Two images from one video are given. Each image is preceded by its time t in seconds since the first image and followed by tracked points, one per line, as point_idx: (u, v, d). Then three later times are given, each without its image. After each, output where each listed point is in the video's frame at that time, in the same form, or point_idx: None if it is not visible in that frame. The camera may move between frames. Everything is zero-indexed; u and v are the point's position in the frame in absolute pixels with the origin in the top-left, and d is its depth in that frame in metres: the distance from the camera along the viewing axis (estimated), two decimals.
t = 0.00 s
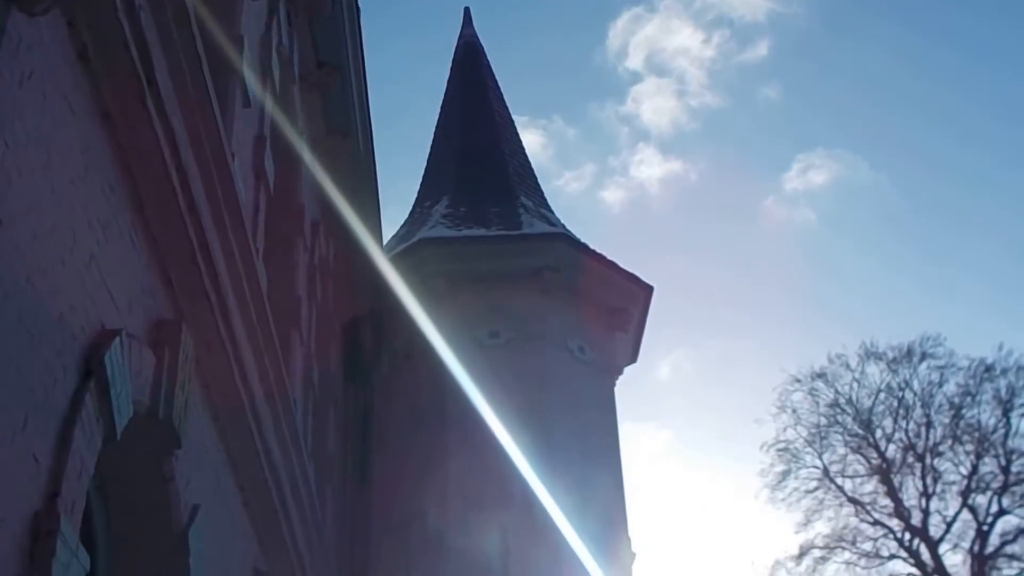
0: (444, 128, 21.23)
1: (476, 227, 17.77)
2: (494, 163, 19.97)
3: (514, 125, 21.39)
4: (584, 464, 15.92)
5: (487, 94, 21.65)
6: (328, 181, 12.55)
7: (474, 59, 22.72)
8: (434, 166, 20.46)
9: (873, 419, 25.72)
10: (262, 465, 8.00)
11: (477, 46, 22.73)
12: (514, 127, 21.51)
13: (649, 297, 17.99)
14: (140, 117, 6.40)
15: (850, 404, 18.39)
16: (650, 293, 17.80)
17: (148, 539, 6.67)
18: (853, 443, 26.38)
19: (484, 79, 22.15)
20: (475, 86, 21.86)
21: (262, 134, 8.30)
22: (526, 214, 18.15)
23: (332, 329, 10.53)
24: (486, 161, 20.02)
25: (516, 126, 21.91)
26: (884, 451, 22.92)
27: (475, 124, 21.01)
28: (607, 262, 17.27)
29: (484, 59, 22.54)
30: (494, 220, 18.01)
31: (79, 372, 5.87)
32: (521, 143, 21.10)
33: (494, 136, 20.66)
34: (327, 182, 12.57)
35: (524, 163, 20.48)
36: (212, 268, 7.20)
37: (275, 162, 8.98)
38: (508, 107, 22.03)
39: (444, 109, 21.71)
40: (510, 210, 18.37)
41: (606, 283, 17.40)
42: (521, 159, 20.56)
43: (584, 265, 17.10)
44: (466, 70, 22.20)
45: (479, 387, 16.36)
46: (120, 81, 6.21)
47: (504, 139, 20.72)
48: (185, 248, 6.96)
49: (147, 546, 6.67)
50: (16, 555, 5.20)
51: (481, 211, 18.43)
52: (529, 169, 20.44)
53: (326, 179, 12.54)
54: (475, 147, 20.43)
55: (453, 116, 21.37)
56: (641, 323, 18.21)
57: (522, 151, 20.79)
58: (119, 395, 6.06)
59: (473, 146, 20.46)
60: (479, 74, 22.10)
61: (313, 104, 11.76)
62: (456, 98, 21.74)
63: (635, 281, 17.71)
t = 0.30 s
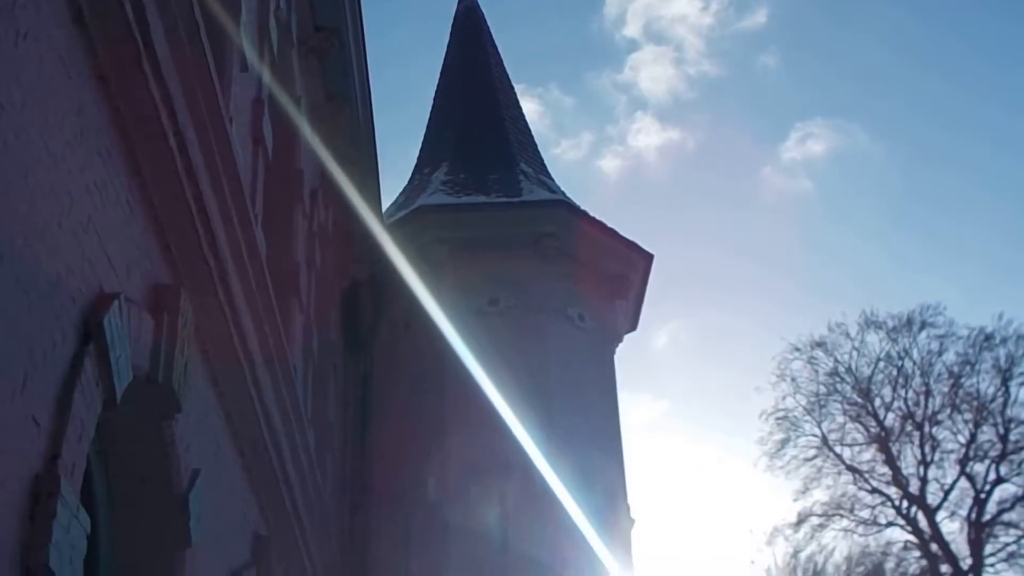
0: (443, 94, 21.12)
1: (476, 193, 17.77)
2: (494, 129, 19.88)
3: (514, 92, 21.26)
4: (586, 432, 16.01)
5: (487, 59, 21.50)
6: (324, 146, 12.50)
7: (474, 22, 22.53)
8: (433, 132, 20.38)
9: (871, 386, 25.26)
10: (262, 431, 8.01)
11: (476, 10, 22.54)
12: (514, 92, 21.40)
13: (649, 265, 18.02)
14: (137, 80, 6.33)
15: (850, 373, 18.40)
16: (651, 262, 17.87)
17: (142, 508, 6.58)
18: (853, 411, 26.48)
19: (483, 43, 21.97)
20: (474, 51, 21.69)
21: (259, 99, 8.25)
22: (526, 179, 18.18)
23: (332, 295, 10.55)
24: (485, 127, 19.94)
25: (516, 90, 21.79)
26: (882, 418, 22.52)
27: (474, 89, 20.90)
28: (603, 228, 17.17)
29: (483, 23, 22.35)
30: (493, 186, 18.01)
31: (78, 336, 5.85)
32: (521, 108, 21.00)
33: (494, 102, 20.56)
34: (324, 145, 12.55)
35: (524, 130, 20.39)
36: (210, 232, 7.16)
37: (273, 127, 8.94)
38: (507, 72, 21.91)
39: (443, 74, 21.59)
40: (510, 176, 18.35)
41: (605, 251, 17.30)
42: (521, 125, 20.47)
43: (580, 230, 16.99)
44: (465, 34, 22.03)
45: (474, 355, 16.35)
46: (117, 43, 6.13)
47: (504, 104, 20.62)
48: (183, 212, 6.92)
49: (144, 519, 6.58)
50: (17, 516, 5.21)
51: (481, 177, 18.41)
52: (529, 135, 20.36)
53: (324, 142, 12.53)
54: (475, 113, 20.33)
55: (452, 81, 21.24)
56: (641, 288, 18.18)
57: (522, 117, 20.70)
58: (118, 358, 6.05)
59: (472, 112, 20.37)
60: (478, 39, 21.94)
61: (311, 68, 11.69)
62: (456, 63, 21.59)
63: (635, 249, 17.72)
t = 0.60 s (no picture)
0: (439, 58, 21.02)
1: (472, 158, 17.76)
2: (491, 94, 19.83)
3: (511, 56, 21.17)
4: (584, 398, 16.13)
5: (483, 23, 21.38)
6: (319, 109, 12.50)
7: None
8: (429, 97, 20.31)
9: (866, 353, 24.33)
10: (259, 393, 8.07)
11: None
12: (510, 57, 21.30)
13: (645, 231, 18.03)
14: (132, 43, 6.30)
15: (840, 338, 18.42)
16: (646, 227, 17.88)
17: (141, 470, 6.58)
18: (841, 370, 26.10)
19: (479, 7, 21.83)
20: (470, 15, 21.56)
21: (255, 63, 8.23)
22: (522, 145, 18.19)
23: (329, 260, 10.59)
24: (482, 92, 19.88)
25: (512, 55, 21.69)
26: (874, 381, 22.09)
27: (471, 54, 20.79)
28: (597, 194, 17.25)
29: None
30: (489, 152, 18.01)
31: (75, 298, 5.86)
32: (517, 74, 20.93)
33: (490, 67, 20.47)
34: (320, 108, 12.58)
35: (520, 95, 20.34)
36: (207, 195, 7.17)
37: (269, 91, 8.91)
38: (503, 37, 21.80)
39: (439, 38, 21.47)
40: (506, 142, 18.34)
41: (600, 217, 17.42)
42: (517, 90, 20.41)
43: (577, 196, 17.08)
44: None
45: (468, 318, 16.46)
46: (112, 5, 6.09)
47: (500, 70, 20.54)
48: (180, 175, 6.92)
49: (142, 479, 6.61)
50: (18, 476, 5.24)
51: (477, 143, 18.39)
52: (525, 101, 20.30)
53: (320, 105, 12.55)
54: (471, 78, 20.25)
55: (448, 45, 21.12)
56: (638, 256, 18.21)
57: (518, 83, 20.63)
58: (117, 320, 6.05)
59: (468, 77, 20.29)
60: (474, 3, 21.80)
61: (306, 30, 11.64)
62: (452, 27, 21.46)
63: (631, 215, 17.76)
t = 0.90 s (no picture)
0: (434, 23, 20.91)
1: (466, 123, 17.74)
2: (486, 59, 19.77)
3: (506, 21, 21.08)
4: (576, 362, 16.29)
5: None
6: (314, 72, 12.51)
7: None
8: (424, 62, 20.23)
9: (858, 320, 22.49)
10: (255, 354, 8.13)
11: None
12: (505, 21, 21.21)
13: (639, 195, 18.05)
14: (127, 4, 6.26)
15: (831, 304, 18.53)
16: (641, 191, 17.89)
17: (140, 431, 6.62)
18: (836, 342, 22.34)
19: None
20: None
21: (249, 26, 8.22)
22: (516, 111, 18.19)
23: (324, 223, 10.63)
24: (476, 58, 19.81)
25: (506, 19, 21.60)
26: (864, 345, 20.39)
27: (466, 18, 20.69)
28: (590, 156, 17.24)
29: None
30: (484, 117, 18.00)
31: (72, 258, 5.85)
32: (512, 39, 20.85)
33: (485, 32, 20.40)
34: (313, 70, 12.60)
35: (514, 60, 20.28)
36: (202, 156, 7.17)
37: (264, 53, 8.90)
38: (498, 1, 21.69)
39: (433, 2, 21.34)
40: (501, 108, 18.33)
41: (594, 181, 17.48)
42: (512, 56, 20.35)
43: (568, 158, 17.04)
44: None
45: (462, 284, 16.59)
46: None
47: (495, 34, 20.46)
48: (175, 136, 6.93)
49: (141, 440, 6.64)
50: (17, 431, 5.26)
51: (472, 108, 18.37)
52: (520, 66, 20.26)
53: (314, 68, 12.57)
54: (466, 43, 20.17)
55: (443, 9, 21.01)
56: (630, 220, 18.32)
57: (513, 48, 20.57)
58: (114, 280, 6.06)
59: (464, 42, 20.20)
60: None
61: None
62: None
63: (624, 179, 17.77)
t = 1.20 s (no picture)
0: None
1: (461, 89, 17.77)
2: (480, 24, 19.70)
3: None
4: (568, 327, 16.55)
5: None
6: (308, 38, 12.47)
7: None
8: (418, 27, 20.15)
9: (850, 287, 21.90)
10: (252, 318, 8.20)
11: None
12: None
13: (632, 161, 18.29)
14: None
15: (821, 272, 18.65)
16: (633, 158, 18.08)
17: (139, 389, 6.72)
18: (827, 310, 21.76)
19: None
20: None
21: None
22: (511, 76, 18.18)
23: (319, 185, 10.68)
24: (471, 23, 19.73)
25: None
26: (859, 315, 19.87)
27: None
28: (583, 123, 17.48)
29: None
30: (478, 83, 18.00)
31: (69, 220, 5.84)
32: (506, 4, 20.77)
33: None
34: (308, 36, 12.54)
35: (508, 25, 20.22)
36: (196, 120, 7.17)
37: (258, 18, 8.90)
38: None
39: None
40: (495, 73, 18.32)
41: (588, 148, 17.66)
42: (506, 21, 20.28)
43: (564, 125, 17.28)
44: None
45: (455, 250, 16.64)
46: None
47: None
48: (170, 100, 6.91)
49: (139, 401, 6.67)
50: (17, 389, 5.26)
51: (466, 74, 18.36)
52: (514, 32, 20.20)
53: (308, 33, 12.51)
54: (461, 8, 20.08)
55: None
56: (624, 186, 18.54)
57: (507, 13, 20.49)
58: (110, 241, 6.06)
59: (458, 7, 20.11)
60: None
61: None
62: None
63: (618, 147, 18.01)
